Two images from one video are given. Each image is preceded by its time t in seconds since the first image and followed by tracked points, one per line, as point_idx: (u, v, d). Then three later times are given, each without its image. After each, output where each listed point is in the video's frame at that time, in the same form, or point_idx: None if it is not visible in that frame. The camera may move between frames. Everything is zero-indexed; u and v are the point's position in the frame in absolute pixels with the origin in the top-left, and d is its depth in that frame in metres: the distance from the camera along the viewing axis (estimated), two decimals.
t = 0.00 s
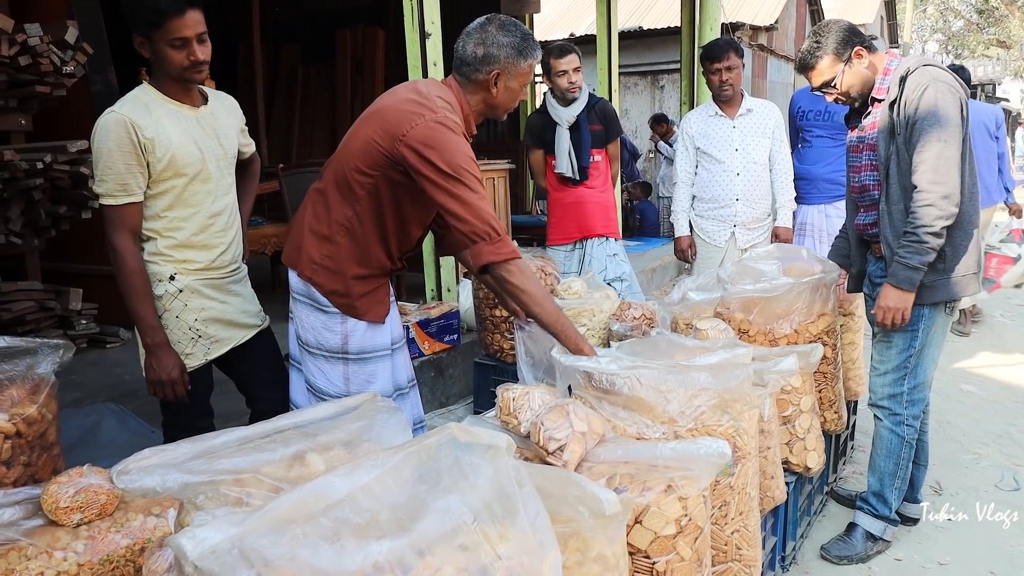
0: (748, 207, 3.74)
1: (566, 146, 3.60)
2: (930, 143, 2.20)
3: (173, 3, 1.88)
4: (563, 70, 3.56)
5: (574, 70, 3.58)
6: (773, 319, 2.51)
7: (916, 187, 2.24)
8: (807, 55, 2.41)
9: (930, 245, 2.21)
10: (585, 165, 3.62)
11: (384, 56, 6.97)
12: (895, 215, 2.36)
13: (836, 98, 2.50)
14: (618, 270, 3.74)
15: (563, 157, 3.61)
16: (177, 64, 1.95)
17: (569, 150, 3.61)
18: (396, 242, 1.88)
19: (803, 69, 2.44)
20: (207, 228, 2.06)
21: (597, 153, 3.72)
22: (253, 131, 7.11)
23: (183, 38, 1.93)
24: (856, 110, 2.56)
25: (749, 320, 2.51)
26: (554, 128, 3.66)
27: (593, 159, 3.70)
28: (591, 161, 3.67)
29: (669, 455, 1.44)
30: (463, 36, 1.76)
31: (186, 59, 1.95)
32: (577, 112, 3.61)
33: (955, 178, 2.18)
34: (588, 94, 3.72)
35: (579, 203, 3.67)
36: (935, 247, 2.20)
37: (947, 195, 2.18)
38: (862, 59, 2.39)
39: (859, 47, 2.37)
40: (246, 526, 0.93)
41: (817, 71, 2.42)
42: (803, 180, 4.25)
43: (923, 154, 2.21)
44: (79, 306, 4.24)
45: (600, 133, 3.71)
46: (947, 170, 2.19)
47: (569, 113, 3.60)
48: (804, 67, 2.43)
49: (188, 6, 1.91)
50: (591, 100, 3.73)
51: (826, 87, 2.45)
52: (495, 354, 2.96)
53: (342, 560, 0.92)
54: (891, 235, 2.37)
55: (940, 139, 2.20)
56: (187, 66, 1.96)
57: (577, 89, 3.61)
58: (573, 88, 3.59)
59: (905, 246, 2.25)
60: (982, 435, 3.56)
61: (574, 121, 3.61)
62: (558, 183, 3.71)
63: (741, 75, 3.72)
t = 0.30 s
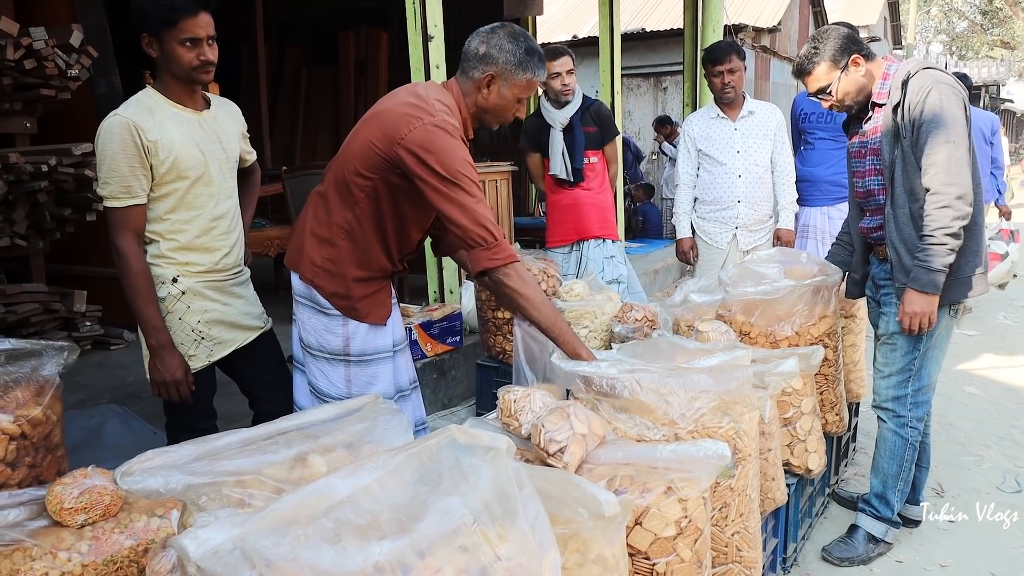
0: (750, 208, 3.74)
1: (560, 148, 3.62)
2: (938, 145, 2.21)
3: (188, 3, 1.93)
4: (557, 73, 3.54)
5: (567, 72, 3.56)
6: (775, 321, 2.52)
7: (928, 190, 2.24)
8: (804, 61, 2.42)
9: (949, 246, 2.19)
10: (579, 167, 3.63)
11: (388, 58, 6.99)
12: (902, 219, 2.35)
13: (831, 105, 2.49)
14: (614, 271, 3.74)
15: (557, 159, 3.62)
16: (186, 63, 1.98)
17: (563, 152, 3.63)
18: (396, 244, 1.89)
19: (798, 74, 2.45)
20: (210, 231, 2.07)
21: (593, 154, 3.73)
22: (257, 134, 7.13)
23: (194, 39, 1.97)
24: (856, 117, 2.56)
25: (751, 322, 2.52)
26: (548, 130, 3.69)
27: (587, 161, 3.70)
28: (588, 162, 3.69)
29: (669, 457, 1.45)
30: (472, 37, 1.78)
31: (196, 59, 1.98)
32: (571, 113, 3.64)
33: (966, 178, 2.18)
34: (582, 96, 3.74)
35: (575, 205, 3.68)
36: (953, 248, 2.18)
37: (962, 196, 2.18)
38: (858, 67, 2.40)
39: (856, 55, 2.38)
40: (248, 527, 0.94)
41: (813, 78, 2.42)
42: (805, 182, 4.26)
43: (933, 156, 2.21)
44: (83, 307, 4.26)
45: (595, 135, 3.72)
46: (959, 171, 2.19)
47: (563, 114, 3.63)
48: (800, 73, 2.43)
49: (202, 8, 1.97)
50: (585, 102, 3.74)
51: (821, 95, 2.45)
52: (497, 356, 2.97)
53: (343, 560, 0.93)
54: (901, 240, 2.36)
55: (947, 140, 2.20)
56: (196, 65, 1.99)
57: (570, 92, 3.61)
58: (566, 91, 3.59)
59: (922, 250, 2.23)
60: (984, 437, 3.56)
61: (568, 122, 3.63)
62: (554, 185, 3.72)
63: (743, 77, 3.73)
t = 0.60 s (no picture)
0: (752, 211, 3.74)
1: (559, 151, 3.63)
2: (942, 149, 2.20)
3: (189, 6, 1.94)
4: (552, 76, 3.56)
5: (563, 75, 3.58)
6: (777, 323, 2.52)
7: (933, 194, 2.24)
8: (801, 69, 2.41)
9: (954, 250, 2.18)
10: (579, 169, 3.64)
11: (391, 61, 7.01)
12: (906, 224, 2.35)
13: (829, 112, 2.49)
14: (618, 271, 3.74)
15: (556, 162, 3.63)
16: (185, 66, 1.98)
17: (562, 155, 3.64)
18: (392, 248, 1.89)
19: (797, 83, 2.45)
20: (212, 233, 2.07)
21: (592, 154, 3.74)
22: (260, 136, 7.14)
23: (193, 41, 1.98)
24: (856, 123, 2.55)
25: (753, 324, 2.52)
26: (545, 133, 3.69)
27: (587, 162, 3.71)
28: (588, 163, 3.71)
29: (669, 459, 1.45)
30: (478, 44, 1.79)
31: (194, 62, 1.99)
32: (568, 116, 3.64)
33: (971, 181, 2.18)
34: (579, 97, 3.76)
35: (577, 205, 3.67)
36: (958, 252, 2.18)
37: (967, 200, 2.17)
38: (856, 75, 2.39)
39: (853, 63, 2.38)
40: (248, 528, 0.94)
41: (811, 86, 2.42)
42: (808, 185, 4.26)
43: (937, 160, 2.21)
44: (86, 309, 4.27)
45: (592, 135, 3.74)
46: (964, 175, 2.18)
47: (559, 117, 3.63)
48: (798, 81, 2.43)
49: (203, 12, 1.98)
50: (582, 103, 3.78)
51: (819, 102, 2.45)
52: (500, 358, 2.97)
53: (343, 561, 0.93)
54: (905, 244, 2.36)
55: (951, 144, 2.19)
56: (194, 68, 1.99)
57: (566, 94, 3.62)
58: (563, 93, 3.60)
59: (926, 254, 2.23)
60: (987, 439, 3.55)
61: (566, 125, 3.63)
62: (554, 188, 3.72)
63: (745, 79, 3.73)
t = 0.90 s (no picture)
0: (755, 212, 3.74)
1: (557, 154, 3.61)
2: (944, 152, 2.20)
3: (180, 6, 1.96)
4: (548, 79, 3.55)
5: (559, 78, 3.56)
6: (779, 325, 2.51)
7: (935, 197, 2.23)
8: (801, 75, 2.41)
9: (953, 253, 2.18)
10: (578, 171, 3.62)
11: (393, 63, 7.02)
12: (909, 227, 2.35)
13: (829, 116, 2.49)
14: (624, 270, 3.73)
15: (556, 165, 3.62)
16: (177, 66, 1.99)
17: (560, 158, 3.62)
18: (391, 248, 1.89)
19: (797, 87, 2.45)
20: (213, 234, 2.07)
21: (592, 154, 3.73)
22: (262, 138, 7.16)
23: (183, 40, 1.98)
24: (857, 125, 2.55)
25: (755, 326, 2.51)
26: (543, 136, 3.67)
27: (587, 161, 3.71)
28: (589, 162, 3.70)
29: (671, 460, 1.45)
30: (474, 44, 1.79)
31: (185, 61, 1.99)
32: (565, 118, 3.61)
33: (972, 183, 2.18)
34: (575, 97, 3.73)
35: (581, 205, 3.67)
36: (959, 254, 2.18)
37: (969, 202, 2.17)
38: (855, 81, 2.39)
39: (853, 70, 2.38)
40: (249, 529, 0.94)
41: (811, 91, 2.42)
42: (811, 186, 4.25)
43: (938, 163, 2.20)
44: (89, 310, 4.27)
45: (591, 135, 3.71)
46: (965, 177, 2.18)
47: (557, 120, 3.60)
48: (798, 86, 2.43)
49: (195, 12, 1.98)
50: (578, 103, 3.75)
51: (819, 107, 2.46)
52: (501, 359, 2.97)
53: (344, 562, 0.93)
54: (908, 245, 2.36)
55: (954, 146, 2.19)
56: (186, 67, 1.99)
57: (563, 97, 3.61)
58: (560, 96, 3.59)
59: (927, 256, 2.23)
60: (990, 441, 3.54)
61: (564, 127, 3.60)
62: (556, 191, 3.71)
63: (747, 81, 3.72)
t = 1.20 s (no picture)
0: (757, 214, 3.73)
1: (557, 159, 3.62)
2: (947, 153, 2.20)
3: (176, 5, 1.96)
4: (546, 86, 3.52)
5: (558, 84, 3.54)
6: (780, 326, 2.51)
7: (938, 198, 2.23)
8: (804, 73, 2.42)
9: (956, 254, 2.17)
10: (576, 175, 3.62)
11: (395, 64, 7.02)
12: (912, 228, 2.34)
13: (831, 116, 2.50)
14: (627, 270, 3.73)
15: (555, 169, 3.63)
16: (175, 66, 1.99)
17: (559, 162, 3.63)
18: (389, 245, 1.89)
19: (800, 85, 2.45)
20: (214, 235, 2.08)
21: (596, 155, 3.70)
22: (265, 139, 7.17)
23: (180, 40, 1.98)
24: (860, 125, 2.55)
25: (756, 327, 2.51)
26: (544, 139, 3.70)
27: (589, 162, 3.69)
28: (590, 162, 3.68)
29: (672, 462, 1.45)
30: (466, 38, 1.80)
31: (183, 61, 1.99)
32: (564, 122, 3.59)
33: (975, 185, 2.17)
34: (574, 99, 3.69)
35: (583, 206, 3.67)
36: (961, 256, 2.17)
37: (972, 204, 2.16)
38: (858, 82, 2.38)
39: (856, 71, 2.37)
40: (249, 529, 0.94)
41: (813, 90, 2.42)
42: (813, 187, 4.24)
43: (941, 164, 2.20)
44: (91, 311, 4.28)
45: (591, 136, 3.68)
46: (968, 178, 2.18)
47: (556, 124, 3.60)
48: (801, 84, 2.44)
49: (190, 11, 1.98)
50: (577, 104, 3.70)
51: (821, 106, 2.46)
52: (503, 360, 2.97)
53: (344, 563, 0.93)
54: (910, 247, 2.35)
55: (957, 148, 2.19)
56: (183, 67, 1.99)
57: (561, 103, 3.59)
58: (558, 103, 3.57)
59: (929, 257, 2.22)
60: (993, 443, 3.53)
61: (563, 131, 3.60)
62: (558, 193, 3.73)
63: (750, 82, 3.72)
